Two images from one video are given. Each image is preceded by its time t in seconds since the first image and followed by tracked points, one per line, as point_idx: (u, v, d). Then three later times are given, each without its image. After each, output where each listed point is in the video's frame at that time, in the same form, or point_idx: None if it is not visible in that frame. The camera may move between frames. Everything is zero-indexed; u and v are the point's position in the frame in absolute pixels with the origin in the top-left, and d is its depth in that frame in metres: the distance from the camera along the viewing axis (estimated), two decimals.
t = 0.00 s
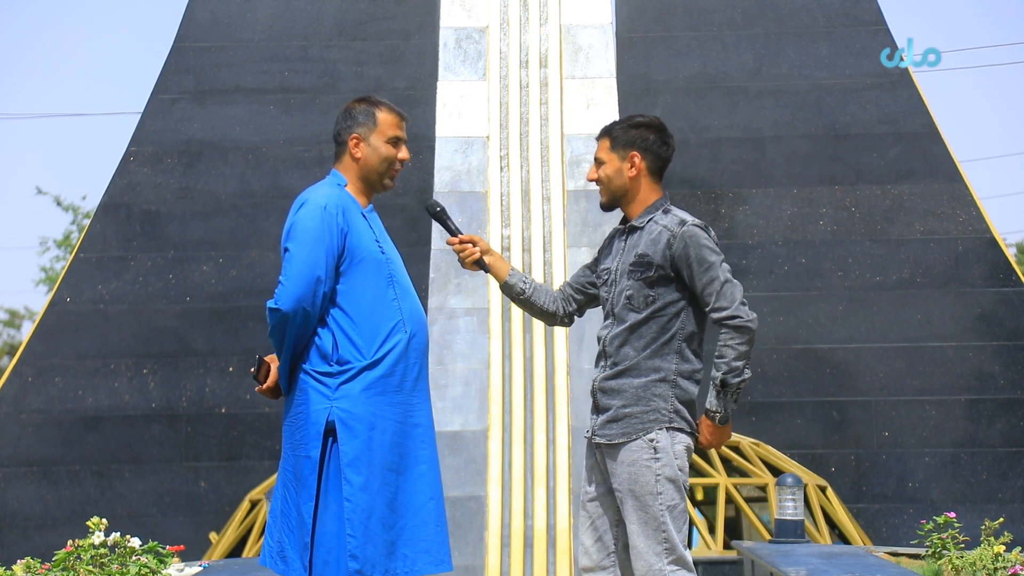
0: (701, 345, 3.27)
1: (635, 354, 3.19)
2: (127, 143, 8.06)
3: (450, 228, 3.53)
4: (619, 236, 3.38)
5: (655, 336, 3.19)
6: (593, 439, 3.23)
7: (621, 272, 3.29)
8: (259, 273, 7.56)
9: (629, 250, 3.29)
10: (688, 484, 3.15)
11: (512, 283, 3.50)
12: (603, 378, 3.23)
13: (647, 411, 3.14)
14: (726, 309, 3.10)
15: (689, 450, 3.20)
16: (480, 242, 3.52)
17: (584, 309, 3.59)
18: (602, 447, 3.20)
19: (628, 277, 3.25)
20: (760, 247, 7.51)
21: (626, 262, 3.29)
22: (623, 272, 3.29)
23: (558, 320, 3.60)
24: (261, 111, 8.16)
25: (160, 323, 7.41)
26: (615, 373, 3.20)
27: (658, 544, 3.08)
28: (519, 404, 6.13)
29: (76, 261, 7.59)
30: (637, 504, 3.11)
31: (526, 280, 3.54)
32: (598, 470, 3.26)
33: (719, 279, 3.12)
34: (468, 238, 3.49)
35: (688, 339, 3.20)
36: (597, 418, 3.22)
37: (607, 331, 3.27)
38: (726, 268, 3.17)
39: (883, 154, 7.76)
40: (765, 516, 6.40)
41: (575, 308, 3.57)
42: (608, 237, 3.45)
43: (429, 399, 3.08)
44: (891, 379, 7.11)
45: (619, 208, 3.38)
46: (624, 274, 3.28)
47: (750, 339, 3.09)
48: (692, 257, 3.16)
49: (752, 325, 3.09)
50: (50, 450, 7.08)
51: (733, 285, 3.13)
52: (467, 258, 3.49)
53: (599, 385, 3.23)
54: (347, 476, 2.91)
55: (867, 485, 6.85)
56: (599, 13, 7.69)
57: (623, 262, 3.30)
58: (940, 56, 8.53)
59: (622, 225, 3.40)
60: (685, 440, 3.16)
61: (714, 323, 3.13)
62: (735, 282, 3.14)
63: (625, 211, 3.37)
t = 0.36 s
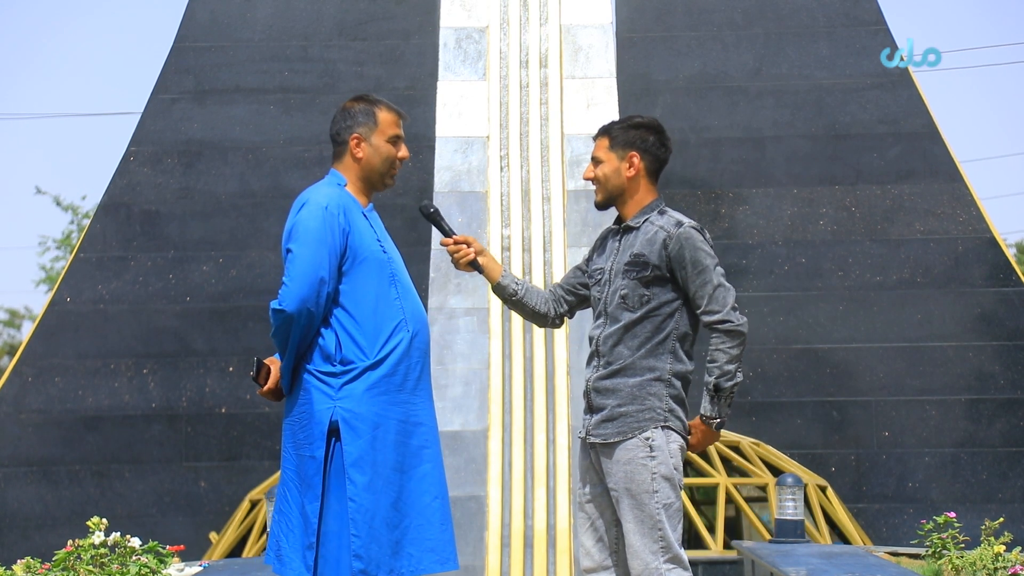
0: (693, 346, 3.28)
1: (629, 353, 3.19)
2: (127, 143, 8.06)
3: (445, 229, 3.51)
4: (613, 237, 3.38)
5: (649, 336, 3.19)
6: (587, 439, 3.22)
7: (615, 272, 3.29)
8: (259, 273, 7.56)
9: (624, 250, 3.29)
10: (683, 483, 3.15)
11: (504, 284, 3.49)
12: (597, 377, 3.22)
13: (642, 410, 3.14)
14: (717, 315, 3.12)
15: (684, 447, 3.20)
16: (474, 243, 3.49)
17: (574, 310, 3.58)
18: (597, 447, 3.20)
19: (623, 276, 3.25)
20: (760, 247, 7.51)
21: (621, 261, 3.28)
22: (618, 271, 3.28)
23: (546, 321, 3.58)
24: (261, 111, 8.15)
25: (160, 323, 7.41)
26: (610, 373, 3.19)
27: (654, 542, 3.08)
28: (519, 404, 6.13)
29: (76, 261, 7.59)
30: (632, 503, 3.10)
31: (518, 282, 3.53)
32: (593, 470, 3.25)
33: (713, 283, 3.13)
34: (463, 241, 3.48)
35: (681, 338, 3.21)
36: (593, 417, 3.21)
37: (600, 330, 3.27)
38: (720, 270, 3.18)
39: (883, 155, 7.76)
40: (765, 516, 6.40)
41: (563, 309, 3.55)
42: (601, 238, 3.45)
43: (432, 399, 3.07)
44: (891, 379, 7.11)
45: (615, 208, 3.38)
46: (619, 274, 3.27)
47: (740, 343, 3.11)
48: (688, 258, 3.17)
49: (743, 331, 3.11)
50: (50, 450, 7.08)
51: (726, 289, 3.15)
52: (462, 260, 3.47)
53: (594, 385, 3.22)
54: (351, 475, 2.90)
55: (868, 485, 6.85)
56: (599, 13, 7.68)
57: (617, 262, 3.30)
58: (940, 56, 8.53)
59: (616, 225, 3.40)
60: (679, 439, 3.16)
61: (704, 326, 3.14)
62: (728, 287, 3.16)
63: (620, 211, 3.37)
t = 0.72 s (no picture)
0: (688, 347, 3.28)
1: (626, 354, 3.19)
2: (127, 143, 8.06)
3: (440, 233, 3.51)
4: (608, 238, 3.38)
5: (645, 336, 3.19)
6: (585, 439, 3.22)
7: (610, 272, 3.29)
8: (259, 273, 7.55)
9: (619, 251, 3.30)
10: (682, 482, 3.15)
11: (500, 286, 3.48)
12: (594, 378, 3.22)
13: (641, 410, 3.14)
14: (706, 320, 3.12)
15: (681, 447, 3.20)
16: (471, 245, 3.48)
17: (570, 312, 3.58)
18: (595, 447, 3.19)
19: (619, 277, 3.26)
20: (760, 247, 7.50)
21: (616, 262, 3.29)
22: (614, 272, 3.28)
23: (541, 324, 3.58)
24: (261, 111, 8.15)
25: (160, 323, 7.41)
26: (607, 374, 3.19)
27: (653, 541, 3.07)
28: (519, 404, 6.12)
29: (76, 261, 7.59)
30: (631, 503, 3.10)
31: (515, 285, 3.52)
32: (591, 471, 3.25)
33: (704, 288, 3.14)
34: (461, 245, 3.46)
35: (678, 339, 3.21)
36: (590, 418, 3.21)
37: (596, 331, 3.27)
38: (712, 273, 3.19)
39: (883, 154, 7.76)
40: (765, 516, 6.40)
41: (558, 312, 3.55)
42: (595, 240, 3.45)
43: (433, 399, 3.07)
44: (891, 379, 7.10)
45: (609, 208, 3.37)
46: (615, 275, 3.28)
47: (728, 347, 3.11)
48: (682, 261, 3.17)
49: (727, 336, 3.10)
50: (49, 450, 7.08)
51: (716, 294, 3.15)
52: (458, 262, 3.46)
53: (590, 386, 3.22)
54: (354, 476, 2.91)
55: (868, 485, 6.85)
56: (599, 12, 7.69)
57: (613, 262, 3.30)
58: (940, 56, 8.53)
59: (611, 226, 3.40)
60: (677, 439, 3.17)
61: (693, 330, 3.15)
62: (719, 292, 3.17)
63: (616, 211, 3.36)
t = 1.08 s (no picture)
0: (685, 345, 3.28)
1: (624, 353, 3.20)
2: (127, 143, 8.06)
3: (441, 235, 3.50)
4: (606, 237, 3.38)
5: (643, 334, 3.20)
6: (586, 440, 3.21)
7: (608, 270, 3.30)
8: (259, 273, 7.55)
9: (617, 249, 3.30)
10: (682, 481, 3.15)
11: (501, 289, 3.48)
12: (595, 378, 3.22)
13: (642, 409, 3.14)
14: (681, 314, 3.09)
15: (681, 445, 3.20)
16: (472, 248, 3.47)
17: (570, 315, 3.59)
18: (596, 447, 3.19)
19: (617, 274, 3.26)
20: (760, 247, 7.50)
21: (613, 260, 3.30)
22: (611, 269, 3.29)
23: (542, 328, 3.58)
24: (261, 111, 8.15)
25: (160, 323, 7.41)
26: (607, 373, 3.20)
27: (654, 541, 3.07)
28: (519, 404, 6.12)
29: (76, 261, 7.59)
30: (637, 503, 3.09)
31: (515, 287, 3.52)
32: (591, 471, 3.25)
33: (687, 281, 3.12)
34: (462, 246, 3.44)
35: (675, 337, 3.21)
36: (592, 418, 3.21)
37: (595, 330, 3.27)
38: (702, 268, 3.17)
39: (883, 154, 7.76)
40: (765, 516, 6.40)
41: (558, 315, 3.56)
42: (593, 241, 3.45)
43: (434, 399, 3.09)
44: (891, 379, 7.10)
45: (607, 208, 3.37)
46: (613, 272, 3.28)
47: (704, 342, 3.08)
48: (672, 255, 3.16)
49: (703, 332, 3.08)
50: (49, 450, 7.08)
51: (699, 289, 3.13)
52: (458, 262, 3.44)
53: (591, 386, 3.22)
54: (367, 476, 2.91)
55: (868, 485, 6.85)
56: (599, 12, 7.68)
57: (610, 261, 3.30)
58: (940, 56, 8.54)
59: (609, 225, 3.41)
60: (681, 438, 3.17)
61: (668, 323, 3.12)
62: (704, 290, 3.13)
63: (613, 211, 3.37)
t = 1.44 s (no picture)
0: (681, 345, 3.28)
1: (622, 352, 3.20)
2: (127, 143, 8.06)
3: (445, 234, 3.50)
4: (606, 236, 3.38)
5: (639, 335, 3.20)
6: (584, 440, 3.21)
7: (607, 270, 3.30)
8: (259, 273, 7.55)
9: (615, 249, 3.31)
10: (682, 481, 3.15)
11: (502, 288, 3.48)
12: (592, 378, 3.22)
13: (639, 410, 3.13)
14: (669, 315, 3.09)
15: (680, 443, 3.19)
16: (474, 246, 3.47)
17: (571, 315, 3.59)
18: (593, 447, 3.19)
19: (614, 273, 3.27)
20: (760, 247, 7.51)
21: (612, 260, 3.30)
22: (609, 269, 3.29)
23: (543, 328, 3.58)
24: (261, 111, 8.15)
25: (160, 323, 7.41)
26: (604, 373, 3.20)
27: (653, 541, 3.07)
28: (519, 404, 6.13)
29: (76, 261, 7.59)
30: (633, 503, 3.10)
31: (516, 288, 3.52)
32: (591, 471, 3.24)
33: (679, 282, 3.12)
34: (466, 245, 3.45)
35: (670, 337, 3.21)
36: (589, 418, 3.21)
37: (593, 330, 3.27)
38: (696, 270, 3.17)
39: (883, 155, 7.76)
40: (765, 516, 6.40)
41: (559, 316, 3.56)
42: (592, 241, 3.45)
43: (430, 400, 3.09)
44: (891, 379, 7.10)
45: (607, 208, 3.37)
46: (611, 272, 3.28)
47: (690, 345, 3.08)
48: (666, 255, 3.16)
49: (690, 334, 3.08)
50: (49, 450, 7.08)
51: (690, 290, 3.12)
52: (466, 262, 3.44)
53: (589, 385, 3.22)
54: (361, 477, 2.91)
55: (868, 486, 6.85)
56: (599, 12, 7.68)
57: (609, 261, 3.31)
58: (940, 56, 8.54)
59: (610, 225, 3.40)
60: (678, 438, 3.17)
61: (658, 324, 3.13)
62: (695, 292, 3.13)
63: (613, 211, 3.36)
